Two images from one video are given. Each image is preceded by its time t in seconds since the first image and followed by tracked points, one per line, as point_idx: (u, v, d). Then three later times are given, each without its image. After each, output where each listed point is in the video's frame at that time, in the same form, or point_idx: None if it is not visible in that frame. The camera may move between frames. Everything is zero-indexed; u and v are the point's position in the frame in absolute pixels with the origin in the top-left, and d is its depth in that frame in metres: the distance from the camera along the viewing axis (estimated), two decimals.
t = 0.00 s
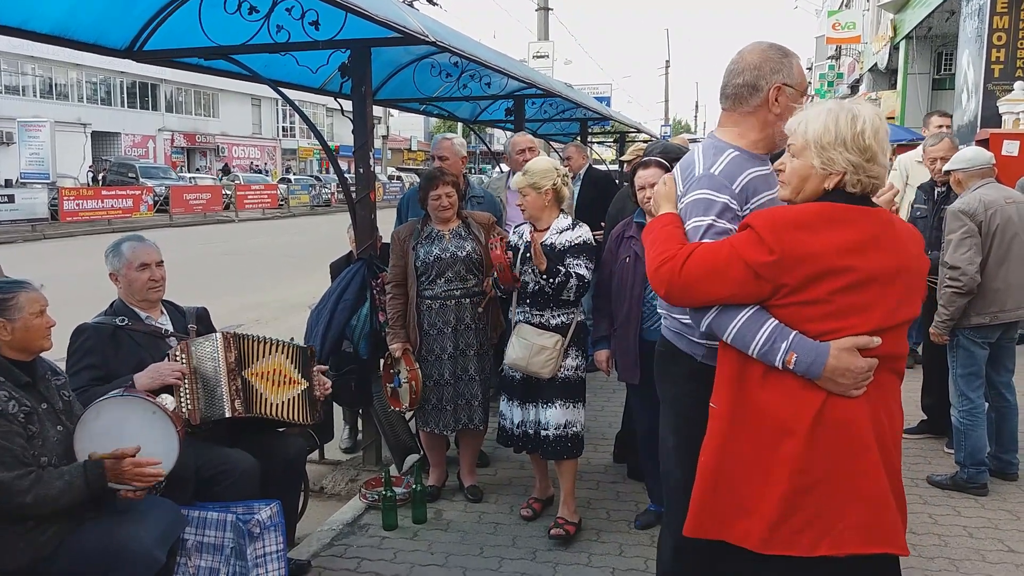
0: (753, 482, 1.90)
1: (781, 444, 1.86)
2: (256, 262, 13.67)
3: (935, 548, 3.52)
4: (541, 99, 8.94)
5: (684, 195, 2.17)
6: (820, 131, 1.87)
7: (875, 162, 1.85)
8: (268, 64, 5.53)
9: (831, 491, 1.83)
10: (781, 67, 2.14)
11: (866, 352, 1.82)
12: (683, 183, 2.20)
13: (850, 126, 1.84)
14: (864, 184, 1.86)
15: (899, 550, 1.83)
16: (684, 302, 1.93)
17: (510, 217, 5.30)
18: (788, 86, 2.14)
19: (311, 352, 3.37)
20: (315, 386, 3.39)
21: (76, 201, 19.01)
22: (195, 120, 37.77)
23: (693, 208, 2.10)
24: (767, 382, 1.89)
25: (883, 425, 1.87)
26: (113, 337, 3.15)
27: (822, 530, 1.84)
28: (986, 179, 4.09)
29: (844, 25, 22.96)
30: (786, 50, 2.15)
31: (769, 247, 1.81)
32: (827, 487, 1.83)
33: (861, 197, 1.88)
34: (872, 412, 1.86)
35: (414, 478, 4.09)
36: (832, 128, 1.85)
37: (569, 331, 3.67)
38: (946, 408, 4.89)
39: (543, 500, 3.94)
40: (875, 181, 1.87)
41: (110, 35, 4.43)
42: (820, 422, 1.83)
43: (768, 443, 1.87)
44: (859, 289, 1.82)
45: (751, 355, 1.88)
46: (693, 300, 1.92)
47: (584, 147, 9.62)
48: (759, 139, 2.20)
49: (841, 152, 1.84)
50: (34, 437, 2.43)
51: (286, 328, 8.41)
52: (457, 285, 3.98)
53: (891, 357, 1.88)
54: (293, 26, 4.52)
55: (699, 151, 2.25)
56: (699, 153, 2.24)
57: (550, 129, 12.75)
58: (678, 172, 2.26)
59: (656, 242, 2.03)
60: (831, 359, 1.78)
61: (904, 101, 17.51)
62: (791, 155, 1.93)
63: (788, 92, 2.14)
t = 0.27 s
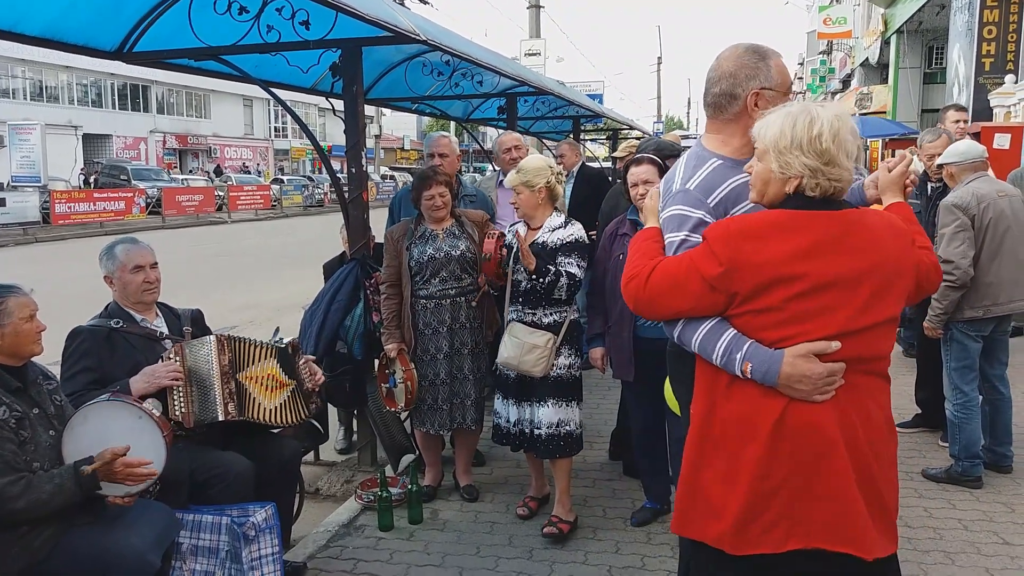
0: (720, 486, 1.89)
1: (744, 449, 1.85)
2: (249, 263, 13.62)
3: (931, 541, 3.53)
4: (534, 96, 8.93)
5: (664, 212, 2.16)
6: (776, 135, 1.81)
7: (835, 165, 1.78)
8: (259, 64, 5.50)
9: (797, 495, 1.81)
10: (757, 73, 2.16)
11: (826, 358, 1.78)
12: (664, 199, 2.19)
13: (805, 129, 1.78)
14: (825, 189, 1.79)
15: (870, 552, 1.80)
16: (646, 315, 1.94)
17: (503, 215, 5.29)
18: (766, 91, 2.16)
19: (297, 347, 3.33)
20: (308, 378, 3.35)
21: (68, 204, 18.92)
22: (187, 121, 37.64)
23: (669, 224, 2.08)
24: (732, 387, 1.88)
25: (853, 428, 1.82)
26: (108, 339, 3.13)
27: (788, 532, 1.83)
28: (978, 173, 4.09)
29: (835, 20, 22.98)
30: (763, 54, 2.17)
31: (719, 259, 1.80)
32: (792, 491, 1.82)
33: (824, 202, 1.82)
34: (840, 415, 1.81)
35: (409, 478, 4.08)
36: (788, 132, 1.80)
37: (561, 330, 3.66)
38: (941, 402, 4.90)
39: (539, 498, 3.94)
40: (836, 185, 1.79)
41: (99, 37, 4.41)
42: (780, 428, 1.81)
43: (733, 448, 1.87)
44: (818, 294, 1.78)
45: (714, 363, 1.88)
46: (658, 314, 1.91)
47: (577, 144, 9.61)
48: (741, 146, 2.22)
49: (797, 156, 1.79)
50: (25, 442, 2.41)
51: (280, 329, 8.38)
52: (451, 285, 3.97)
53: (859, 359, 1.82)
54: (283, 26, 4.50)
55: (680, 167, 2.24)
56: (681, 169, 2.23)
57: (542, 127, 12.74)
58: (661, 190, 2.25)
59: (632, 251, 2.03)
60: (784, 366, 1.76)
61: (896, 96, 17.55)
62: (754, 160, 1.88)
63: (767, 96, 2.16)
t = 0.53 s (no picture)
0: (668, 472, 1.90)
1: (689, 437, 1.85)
2: (249, 266, 13.62)
3: (933, 537, 3.53)
4: (532, 96, 8.92)
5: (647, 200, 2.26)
6: (731, 124, 1.81)
7: (790, 156, 1.74)
8: (257, 67, 5.50)
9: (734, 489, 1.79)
10: (734, 60, 2.28)
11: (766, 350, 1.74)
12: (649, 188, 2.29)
13: (758, 121, 1.75)
14: (781, 180, 1.75)
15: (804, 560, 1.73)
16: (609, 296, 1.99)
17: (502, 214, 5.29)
18: (741, 76, 2.26)
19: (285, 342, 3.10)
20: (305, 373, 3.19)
21: (67, 208, 18.91)
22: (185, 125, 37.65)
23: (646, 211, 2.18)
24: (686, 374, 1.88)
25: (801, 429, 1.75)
26: (110, 344, 3.13)
27: (729, 525, 1.80)
28: (977, 168, 4.08)
29: (832, 17, 22.95)
30: (743, 43, 2.29)
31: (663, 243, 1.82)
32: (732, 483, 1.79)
33: (783, 193, 1.78)
34: (785, 413, 1.75)
35: (411, 479, 4.08)
36: (743, 124, 1.78)
37: (559, 330, 3.65)
38: (943, 398, 4.89)
39: (541, 498, 3.93)
40: (793, 176, 1.75)
41: (96, 42, 4.41)
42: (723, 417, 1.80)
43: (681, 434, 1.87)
44: (755, 284, 1.74)
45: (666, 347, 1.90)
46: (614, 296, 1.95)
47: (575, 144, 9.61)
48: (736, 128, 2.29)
49: (751, 147, 1.76)
50: (26, 447, 2.41)
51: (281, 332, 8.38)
52: (453, 286, 3.97)
53: (811, 356, 1.75)
54: (280, 29, 4.50)
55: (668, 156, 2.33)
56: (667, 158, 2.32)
57: (540, 127, 12.73)
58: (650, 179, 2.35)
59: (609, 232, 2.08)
60: (718, 353, 1.75)
61: (894, 92, 17.53)
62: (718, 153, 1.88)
63: (741, 82, 2.26)
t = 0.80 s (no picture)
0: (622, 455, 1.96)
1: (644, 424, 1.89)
2: (252, 265, 13.63)
3: (936, 537, 3.52)
4: (534, 95, 8.91)
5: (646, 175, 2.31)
6: (713, 121, 1.82)
7: (764, 156, 1.72)
8: (259, 65, 5.50)
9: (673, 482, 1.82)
10: (730, 55, 2.34)
11: (711, 348, 1.74)
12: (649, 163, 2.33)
13: (734, 119, 1.75)
14: (753, 180, 1.74)
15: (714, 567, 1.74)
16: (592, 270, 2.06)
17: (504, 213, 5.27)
18: (735, 67, 2.32)
19: (283, 339, 3.14)
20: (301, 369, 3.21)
21: (70, 207, 18.93)
22: (188, 123, 37.66)
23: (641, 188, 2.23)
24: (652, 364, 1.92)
25: (741, 438, 1.74)
26: (114, 343, 3.13)
27: (662, 514, 1.87)
28: (982, 167, 4.07)
29: (836, 15, 22.88)
30: (742, 37, 2.34)
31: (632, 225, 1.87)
32: (671, 472, 1.85)
33: (757, 193, 1.76)
34: (724, 418, 1.75)
35: (413, 477, 4.08)
36: (722, 122, 1.78)
37: (556, 331, 3.65)
38: (946, 397, 4.88)
39: (543, 497, 3.93)
40: (767, 177, 1.73)
41: (99, 40, 4.40)
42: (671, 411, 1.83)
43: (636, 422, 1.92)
44: (708, 280, 1.75)
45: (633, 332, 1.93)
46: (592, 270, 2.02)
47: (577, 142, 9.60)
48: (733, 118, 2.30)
49: (727, 145, 1.76)
50: (29, 446, 2.41)
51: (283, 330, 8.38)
52: (456, 285, 3.96)
53: (760, 363, 1.74)
54: (282, 27, 4.49)
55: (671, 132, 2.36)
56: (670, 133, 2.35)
57: (543, 125, 12.72)
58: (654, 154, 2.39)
59: (606, 206, 2.14)
60: (666, 341, 1.79)
61: (897, 90, 17.48)
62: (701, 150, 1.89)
63: (736, 73, 2.31)
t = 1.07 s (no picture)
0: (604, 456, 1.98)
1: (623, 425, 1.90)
2: (256, 267, 13.65)
3: (941, 540, 3.51)
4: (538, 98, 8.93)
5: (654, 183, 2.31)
6: (701, 126, 1.85)
7: (743, 163, 1.74)
8: (263, 69, 5.52)
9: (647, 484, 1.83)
10: (739, 66, 2.36)
11: (685, 351, 1.75)
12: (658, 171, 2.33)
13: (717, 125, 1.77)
14: (733, 186, 1.75)
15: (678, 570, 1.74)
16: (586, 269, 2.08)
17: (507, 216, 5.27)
18: (741, 78, 2.34)
19: (286, 343, 3.11)
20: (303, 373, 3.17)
21: (75, 210, 18.99)
22: (193, 126, 37.78)
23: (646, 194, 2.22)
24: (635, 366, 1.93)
25: (713, 443, 1.73)
26: (119, 346, 3.14)
27: (637, 514, 1.87)
28: (987, 169, 4.06)
29: (839, 17, 22.85)
30: (750, 49, 2.36)
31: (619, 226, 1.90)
32: (646, 475, 1.86)
33: (738, 200, 1.77)
34: (699, 423, 1.75)
35: (417, 480, 4.08)
36: (706, 129, 1.81)
37: (555, 335, 3.63)
38: (950, 400, 4.87)
39: (546, 500, 3.92)
40: (746, 184, 1.74)
41: (104, 44, 4.42)
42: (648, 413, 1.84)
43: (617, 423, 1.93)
44: (686, 283, 1.76)
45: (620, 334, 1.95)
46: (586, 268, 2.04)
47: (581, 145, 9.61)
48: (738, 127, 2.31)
49: (710, 151, 1.79)
50: (33, 448, 2.42)
51: (287, 333, 8.39)
52: (457, 290, 3.95)
53: (733, 369, 1.73)
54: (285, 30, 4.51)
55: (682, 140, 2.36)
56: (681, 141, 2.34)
57: (546, 128, 12.74)
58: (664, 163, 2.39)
59: (611, 203, 2.15)
60: (642, 343, 1.80)
61: (901, 92, 17.46)
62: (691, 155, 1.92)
63: (742, 84, 2.33)
